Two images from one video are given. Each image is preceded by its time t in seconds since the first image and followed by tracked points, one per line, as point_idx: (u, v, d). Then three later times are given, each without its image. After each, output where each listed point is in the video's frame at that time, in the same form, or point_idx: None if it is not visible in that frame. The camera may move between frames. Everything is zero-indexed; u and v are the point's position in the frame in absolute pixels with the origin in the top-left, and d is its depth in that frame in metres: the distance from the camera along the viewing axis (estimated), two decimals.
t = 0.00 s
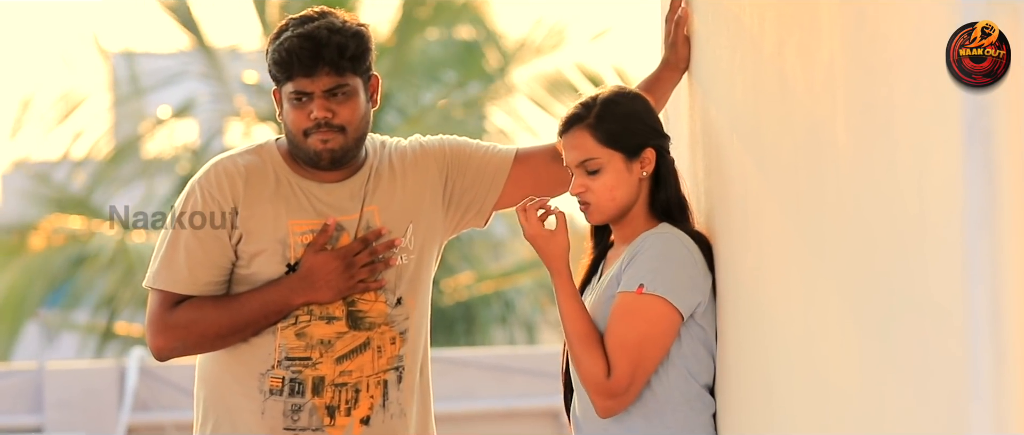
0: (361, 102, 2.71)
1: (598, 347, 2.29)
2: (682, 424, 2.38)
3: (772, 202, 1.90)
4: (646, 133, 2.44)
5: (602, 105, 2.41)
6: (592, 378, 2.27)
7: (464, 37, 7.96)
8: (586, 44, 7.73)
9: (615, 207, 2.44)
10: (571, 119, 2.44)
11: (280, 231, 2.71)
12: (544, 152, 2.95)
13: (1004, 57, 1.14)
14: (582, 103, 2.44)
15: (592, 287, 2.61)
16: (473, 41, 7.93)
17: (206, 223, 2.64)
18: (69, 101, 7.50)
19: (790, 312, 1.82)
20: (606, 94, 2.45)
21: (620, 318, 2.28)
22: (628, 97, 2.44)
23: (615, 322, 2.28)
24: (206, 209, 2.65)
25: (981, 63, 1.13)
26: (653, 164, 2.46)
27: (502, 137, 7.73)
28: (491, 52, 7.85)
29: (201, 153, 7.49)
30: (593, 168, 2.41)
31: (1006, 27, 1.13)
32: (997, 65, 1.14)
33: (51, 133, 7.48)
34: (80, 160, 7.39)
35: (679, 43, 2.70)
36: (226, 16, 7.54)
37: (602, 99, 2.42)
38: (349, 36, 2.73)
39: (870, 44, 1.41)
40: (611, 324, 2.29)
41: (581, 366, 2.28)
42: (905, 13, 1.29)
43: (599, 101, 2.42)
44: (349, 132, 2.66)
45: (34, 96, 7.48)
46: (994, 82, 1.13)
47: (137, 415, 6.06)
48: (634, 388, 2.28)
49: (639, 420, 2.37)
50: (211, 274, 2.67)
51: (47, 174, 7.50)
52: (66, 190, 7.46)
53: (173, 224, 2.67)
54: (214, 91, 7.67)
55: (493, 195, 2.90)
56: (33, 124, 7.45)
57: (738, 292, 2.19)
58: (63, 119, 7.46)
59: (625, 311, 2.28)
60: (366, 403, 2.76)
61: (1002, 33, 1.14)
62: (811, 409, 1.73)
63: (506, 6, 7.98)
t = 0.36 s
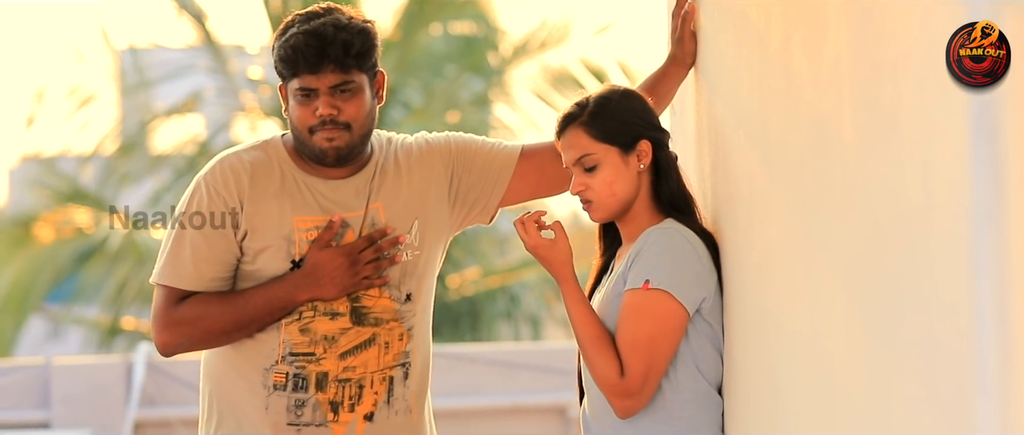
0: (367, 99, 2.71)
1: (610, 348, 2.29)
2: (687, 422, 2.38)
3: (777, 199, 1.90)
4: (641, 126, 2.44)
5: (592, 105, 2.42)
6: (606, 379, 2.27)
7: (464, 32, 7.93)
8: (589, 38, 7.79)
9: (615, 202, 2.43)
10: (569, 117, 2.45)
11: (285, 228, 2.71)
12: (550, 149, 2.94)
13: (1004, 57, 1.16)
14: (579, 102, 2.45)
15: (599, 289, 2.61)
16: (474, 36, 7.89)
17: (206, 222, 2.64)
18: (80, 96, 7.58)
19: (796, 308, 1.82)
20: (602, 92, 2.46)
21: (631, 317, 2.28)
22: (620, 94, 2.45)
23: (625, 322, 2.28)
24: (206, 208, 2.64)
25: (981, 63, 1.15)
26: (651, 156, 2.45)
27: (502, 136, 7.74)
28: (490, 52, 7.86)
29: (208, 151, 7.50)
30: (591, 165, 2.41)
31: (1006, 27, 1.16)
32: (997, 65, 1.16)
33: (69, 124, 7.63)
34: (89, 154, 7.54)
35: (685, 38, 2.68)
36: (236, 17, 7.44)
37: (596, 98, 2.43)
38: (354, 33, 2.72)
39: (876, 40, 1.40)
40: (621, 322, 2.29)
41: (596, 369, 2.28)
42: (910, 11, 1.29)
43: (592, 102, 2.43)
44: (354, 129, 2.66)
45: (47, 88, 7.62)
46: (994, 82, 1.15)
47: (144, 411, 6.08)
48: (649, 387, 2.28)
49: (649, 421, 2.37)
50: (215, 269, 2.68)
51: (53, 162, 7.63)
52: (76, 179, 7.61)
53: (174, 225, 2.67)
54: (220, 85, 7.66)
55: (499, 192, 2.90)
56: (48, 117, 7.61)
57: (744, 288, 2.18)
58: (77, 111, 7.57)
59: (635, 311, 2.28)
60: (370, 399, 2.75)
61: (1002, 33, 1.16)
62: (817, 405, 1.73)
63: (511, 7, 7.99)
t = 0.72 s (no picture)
0: (375, 100, 2.71)
1: (613, 349, 2.30)
2: (693, 423, 2.38)
3: (783, 199, 1.90)
4: (647, 128, 2.44)
5: (597, 108, 2.42)
6: (609, 379, 2.27)
7: (468, 31, 8.01)
8: (592, 36, 7.75)
9: (621, 203, 2.43)
10: (575, 119, 2.45)
11: (291, 227, 2.71)
12: (556, 150, 2.94)
13: (1004, 57, 1.16)
14: (585, 103, 2.45)
15: (606, 289, 2.61)
16: (479, 37, 7.94)
17: (214, 220, 2.65)
18: (82, 100, 7.62)
19: (803, 307, 1.82)
20: (609, 93, 2.46)
21: (633, 318, 2.28)
22: (624, 95, 2.44)
23: (628, 321, 2.29)
24: (208, 208, 2.65)
25: (980, 63, 1.15)
26: (657, 158, 2.46)
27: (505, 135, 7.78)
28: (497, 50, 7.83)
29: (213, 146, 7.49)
30: (596, 165, 2.41)
31: (1004, 27, 1.15)
32: (997, 65, 1.16)
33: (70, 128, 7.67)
34: (96, 156, 7.51)
35: (692, 39, 2.68)
36: (238, 16, 7.58)
37: (603, 100, 2.43)
38: (363, 34, 2.73)
39: (883, 41, 1.40)
40: (625, 322, 2.30)
41: (599, 368, 2.29)
42: (916, 12, 1.29)
43: (599, 102, 2.43)
44: (362, 131, 2.67)
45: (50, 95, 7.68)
46: (994, 82, 1.15)
47: (150, 412, 6.08)
48: (651, 386, 2.27)
49: (654, 421, 2.37)
50: (221, 268, 2.68)
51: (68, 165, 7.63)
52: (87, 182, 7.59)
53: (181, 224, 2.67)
54: (223, 86, 7.71)
55: (505, 193, 2.90)
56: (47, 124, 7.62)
57: (751, 289, 2.18)
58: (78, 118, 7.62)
59: (637, 311, 2.28)
60: (375, 400, 2.76)
61: (1001, 33, 1.16)
62: (824, 405, 1.72)
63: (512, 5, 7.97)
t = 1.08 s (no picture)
0: (391, 103, 2.73)
1: (616, 348, 2.30)
2: (698, 423, 2.37)
3: (790, 198, 1.90)
4: (659, 128, 2.44)
5: (611, 105, 2.42)
6: (612, 379, 2.28)
7: (474, 29, 7.96)
8: (593, 33, 7.84)
9: (630, 202, 2.44)
10: (589, 115, 2.45)
11: (298, 230, 2.71)
12: (562, 152, 2.95)
13: (1004, 57, 1.16)
14: (598, 101, 2.45)
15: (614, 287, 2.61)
16: (492, 34, 7.93)
17: (224, 222, 2.66)
18: (82, 106, 7.63)
19: (809, 307, 1.82)
20: (623, 92, 2.46)
21: (636, 318, 2.28)
22: (638, 94, 2.44)
23: (630, 322, 2.29)
24: (211, 208, 2.66)
25: (980, 63, 1.16)
26: (668, 159, 2.46)
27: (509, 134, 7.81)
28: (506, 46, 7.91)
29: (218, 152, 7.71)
30: (608, 162, 2.41)
31: (1005, 27, 1.15)
32: (997, 65, 1.16)
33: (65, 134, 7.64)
34: (97, 158, 7.61)
35: (698, 40, 2.69)
36: (237, 16, 7.69)
37: (617, 98, 2.43)
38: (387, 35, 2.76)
39: (890, 41, 1.40)
40: (627, 322, 2.30)
41: (601, 368, 2.29)
42: (922, 13, 1.30)
43: (613, 100, 2.43)
44: (378, 134, 2.68)
45: (49, 100, 7.62)
46: (994, 82, 1.15)
47: (158, 413, 6.08)
48: (654, 386, 2.28)
49: (659, 420, 2.37)
50: (227, 270, 2.69)
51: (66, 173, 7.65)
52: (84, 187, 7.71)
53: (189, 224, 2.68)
54: (225, 88, 7.86)
55: (511, 195, 2.91)
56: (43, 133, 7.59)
57: (757, 289, 2.18)
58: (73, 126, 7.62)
59: (639, 311, 2.29)
60: (382, 401, 2.76)
61: (1001, 32, 1.16)
62: (831, 406, 1.73)
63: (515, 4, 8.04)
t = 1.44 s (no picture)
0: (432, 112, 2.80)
1: (619, 345, 2.30)
2: (702, 424, 2.38)
3: (794, 198, 1.90)
4: (662, 127, 2.44)
5: (615, 103, 2.43)
6: (616, 377, 2.28)
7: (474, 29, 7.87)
8: (594, 34, 7.92)
9: (631, 201, 2.43)
10: (592, 114, 2.45)
11: (304, 234, 2.72)
12: (563, 150, 2.94)
13: (1004, 57, 1.16)
14: (601, 100, 2.45)
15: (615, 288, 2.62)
16: (500, 37, 7.85)
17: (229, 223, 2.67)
18: (81, 107, 7.75)
19: (813, 310, 1.82)
20: (626, 91, 2.46)
21: (639, 315, 2.29)
22: (644, 94, 2.45)
23: (633, 320, 2.29)
24: (208, 209, 2.67)
25: (981, 63, 1.17)
26: (671, 159, 2.46)
27: (510, 134, 7.88)
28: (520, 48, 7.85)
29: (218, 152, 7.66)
30: (610, 160, 2.41)
31: (1005, 27, 1.16)
32: (997, 65, 1.16)
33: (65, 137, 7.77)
34: (95, 158, 7.66)
35: (701, 42, 2.68)
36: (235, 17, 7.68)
37: (620, 97, 2.44)
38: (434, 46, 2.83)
39: (892, 42, 1.41)
40: (631, 319, 2.30)
41: (606, 365, 2.29)
42: (925, 15, 1.30)
43: (615, 99, 2.43)
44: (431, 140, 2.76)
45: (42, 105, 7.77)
46: (994, 82, 1.16)
47: (160, 415, 6.08)
48: (657, 385, 2.28)
49: (662, 420, 2.37)
50: (230, 275, 2.69)
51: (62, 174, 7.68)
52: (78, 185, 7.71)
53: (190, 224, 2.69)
54: (226, 89, 7.79)
55: (513, 194, 2.91)
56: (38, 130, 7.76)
57: (760, 291, 2.17)
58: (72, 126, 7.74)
59: (642, 308, 2.29)
60: (388, 404, 2.76)
61: (1001, 32, 1.16)
62: (835, 410, 1.72)
63: None
